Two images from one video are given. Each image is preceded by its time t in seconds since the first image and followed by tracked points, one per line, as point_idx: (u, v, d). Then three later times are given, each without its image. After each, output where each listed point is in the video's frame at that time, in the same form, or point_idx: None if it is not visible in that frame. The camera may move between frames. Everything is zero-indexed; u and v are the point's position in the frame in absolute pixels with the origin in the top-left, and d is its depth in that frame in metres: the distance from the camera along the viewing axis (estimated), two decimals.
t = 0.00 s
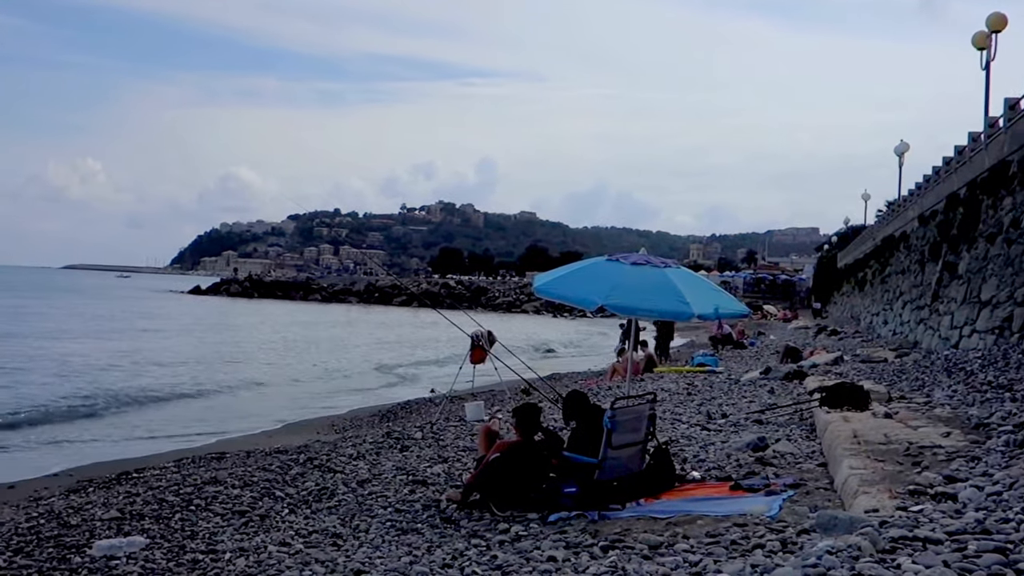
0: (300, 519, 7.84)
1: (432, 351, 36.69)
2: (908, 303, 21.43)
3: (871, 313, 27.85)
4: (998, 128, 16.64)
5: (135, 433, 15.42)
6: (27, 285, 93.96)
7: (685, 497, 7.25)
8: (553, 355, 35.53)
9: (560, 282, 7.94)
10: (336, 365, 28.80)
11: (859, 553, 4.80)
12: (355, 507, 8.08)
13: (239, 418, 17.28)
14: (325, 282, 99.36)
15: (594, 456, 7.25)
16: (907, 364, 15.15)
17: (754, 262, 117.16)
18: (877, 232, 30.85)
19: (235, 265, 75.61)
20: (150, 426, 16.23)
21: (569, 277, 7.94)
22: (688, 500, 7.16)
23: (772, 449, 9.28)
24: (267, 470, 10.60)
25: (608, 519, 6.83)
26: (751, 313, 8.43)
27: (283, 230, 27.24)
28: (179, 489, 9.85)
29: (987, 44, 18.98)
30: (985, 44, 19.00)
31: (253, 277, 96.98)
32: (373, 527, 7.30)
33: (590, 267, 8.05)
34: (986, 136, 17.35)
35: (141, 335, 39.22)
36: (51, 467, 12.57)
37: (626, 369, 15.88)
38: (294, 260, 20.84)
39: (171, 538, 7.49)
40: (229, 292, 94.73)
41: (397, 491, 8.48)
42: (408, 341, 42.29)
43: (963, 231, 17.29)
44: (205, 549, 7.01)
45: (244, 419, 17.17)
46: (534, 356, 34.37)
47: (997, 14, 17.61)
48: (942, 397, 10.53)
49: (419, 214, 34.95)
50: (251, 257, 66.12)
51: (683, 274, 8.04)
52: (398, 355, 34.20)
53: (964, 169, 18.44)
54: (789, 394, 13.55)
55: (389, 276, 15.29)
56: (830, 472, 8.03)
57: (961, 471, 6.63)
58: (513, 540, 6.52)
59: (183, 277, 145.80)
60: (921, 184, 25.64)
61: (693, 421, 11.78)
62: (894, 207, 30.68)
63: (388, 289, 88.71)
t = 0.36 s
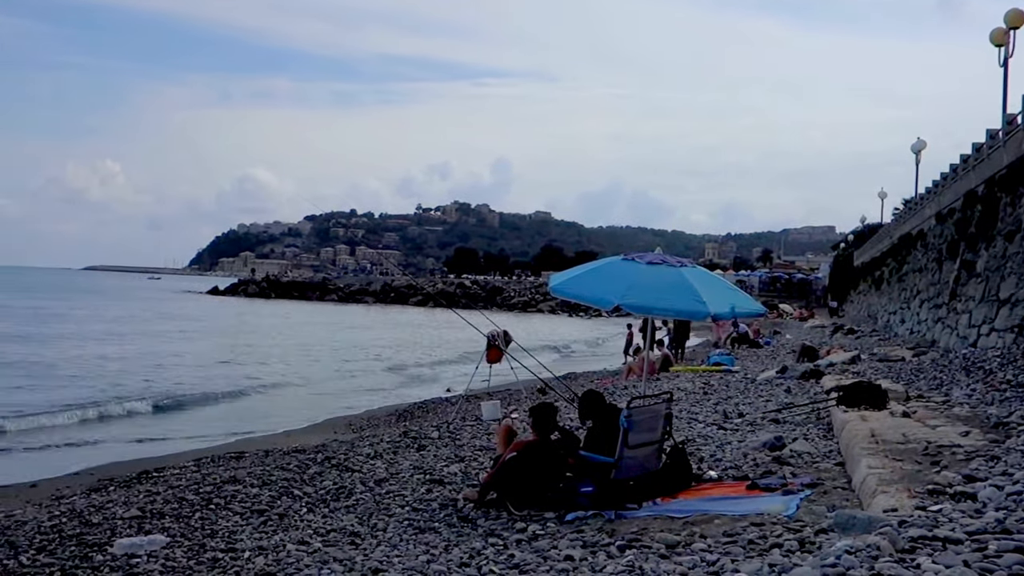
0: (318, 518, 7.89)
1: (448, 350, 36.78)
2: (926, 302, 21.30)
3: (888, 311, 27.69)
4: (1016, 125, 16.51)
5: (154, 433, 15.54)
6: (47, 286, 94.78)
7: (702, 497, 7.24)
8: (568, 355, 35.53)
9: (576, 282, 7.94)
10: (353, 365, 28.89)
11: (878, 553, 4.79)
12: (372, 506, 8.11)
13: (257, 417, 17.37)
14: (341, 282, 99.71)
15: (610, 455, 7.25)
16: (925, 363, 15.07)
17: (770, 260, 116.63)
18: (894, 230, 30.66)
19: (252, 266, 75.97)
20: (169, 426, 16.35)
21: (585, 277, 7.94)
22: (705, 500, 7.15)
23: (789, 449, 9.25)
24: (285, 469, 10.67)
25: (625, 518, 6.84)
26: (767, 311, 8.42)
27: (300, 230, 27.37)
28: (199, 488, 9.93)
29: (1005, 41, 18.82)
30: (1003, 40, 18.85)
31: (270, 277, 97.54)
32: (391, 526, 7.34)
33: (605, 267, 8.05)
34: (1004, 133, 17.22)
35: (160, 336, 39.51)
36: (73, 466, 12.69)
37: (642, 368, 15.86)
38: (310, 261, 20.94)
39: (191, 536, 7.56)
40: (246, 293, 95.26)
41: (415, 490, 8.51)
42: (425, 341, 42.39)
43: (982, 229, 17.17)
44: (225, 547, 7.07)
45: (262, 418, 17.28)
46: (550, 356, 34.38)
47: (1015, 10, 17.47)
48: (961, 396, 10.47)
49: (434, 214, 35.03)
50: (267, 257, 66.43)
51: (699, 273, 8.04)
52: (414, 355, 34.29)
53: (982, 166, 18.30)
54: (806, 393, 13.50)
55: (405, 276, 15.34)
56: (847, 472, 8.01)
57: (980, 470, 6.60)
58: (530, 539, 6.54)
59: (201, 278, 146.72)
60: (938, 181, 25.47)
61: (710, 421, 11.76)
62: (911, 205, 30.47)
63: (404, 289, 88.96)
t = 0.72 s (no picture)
0: (339, 517, 7.92)
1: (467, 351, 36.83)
2: (948, 301, 21.12)
3: (909, 311, 27.48)
4: None
5: (176, 433, 15.66)
6: (72, 288, 95.83)
7: (723, 497, 7.22)
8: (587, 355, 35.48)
9: (595, 281, 7.92)
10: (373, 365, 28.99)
11: (903, 554, 4.76)
12: (393, 506, 8.14)
13: (277, 417, 17.46)
14: (360, 282, 100.13)
15: (630, 455, 7.23)
16: (947, 363, 14.94)
17: (789, 259, 115.98)
18: (915, 229, 30.40)
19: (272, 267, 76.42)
20: (190, 426, 16.46)
21: (603, 277, 7.92)
22: (726, 500, 7.12)
23: (810, 449, 9.20)
24: (306, 468, 10.72)
25: (645, 518, 6.83)
26: (787, 311, 8.38)
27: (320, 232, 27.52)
28: (222, 488, 10.00)
29: None
30: None
31: (290, 278, 98.17)
32: (412, 525, 7.36)
33: (624, 266, 8.03)
34: None
35: (182, 337, 39.84)
36: (97, 466, 12.81)
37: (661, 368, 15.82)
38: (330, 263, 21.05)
39: (214, 535, 7.61)
40: (266, 294, 95.92)
41: (435, 490, 8.53)
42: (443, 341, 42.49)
43: (1004, 227, 17.01)
44: (248, 547, 7.11)
45: (283, 418, 17.36)
46: (569, 356, 34.35)
47: None
48: (984, 396, 10.37)
49: (452, 215, 35.10)
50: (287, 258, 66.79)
51: (718, 272, 8.01)
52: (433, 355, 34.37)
53: (1005, 164, 18.12)
54: (827, 393, 13.40)
55: (423, 277, 15.38)
56: (869, 473, 7.95)
57: (1005, 471, 6.53)
58: (550, 539, 6.54)
59: (221, 280, 147.51)
60: (959, 179, 25.26)
61: (730, 421, 11.71)
62: (933, 203, 30.23)
63: (423, 290, 89.20)
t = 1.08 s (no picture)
0: (364, 517, 7.95)
1: (488, 351, 36.88)
2: (974, 300, 20.89)
3: (935, 310, 27.18)
4: None
5: (201, 433, 15.79)
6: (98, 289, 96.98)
7: (747, 498, 7.19)
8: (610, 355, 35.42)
9: (618, 282, 7.91)
10: (396, 366, 29.12)
11: (932, 556, 4.71)
12: (417, 506, 8.16)
13: (301, 418, 17.56)
14: (382, 283, 100.55)
15: (654, 456, 7.21)
16: (974, 363, 14.78)
17: (812, 259, 115.19)
18: (940, 228, 30.09)
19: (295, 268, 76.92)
20: (216, 426, 16.60)
21: (626, 278, 7.91)
22: (751, 501, 7.09)
23: (835, 450, 9.13)
24: (331, 469, 10.77)
25: (669, 519, 6.81)
26: (812, 310, 8.34)
27: (342, 233, 27.66)
28: (248, 487, 10.06)
29: None
30: None
31: (314, 280, 98.84)
32: (436, 525, 7.38)
33: (647, 266, 8.01)
34: None
35: (207, 337, 40.17)
36: (124, 466, 12.94)
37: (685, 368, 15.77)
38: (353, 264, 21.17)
39: (240, 534, 7.66)
40: (290, 295, 96.60)
41: (458, 490, 8.55)
42: (465, 342, 42.56)
43: None
44: (274, 546, 7.15)
45: (306, 418, 17.46)
46: (591, 357, 34.29)
47: None
48: (1013, 397, 10.23)
49: (474, 216, 35.18)
50: (309, 260, 67.17)
51: (741, 272, 7.98)
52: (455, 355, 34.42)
53: None
54: (851, 393, 13.30)
55: (446, 278, 15.43)
56: (896, 474, 7.87)
57: None
58: (574, 540, 6.54)
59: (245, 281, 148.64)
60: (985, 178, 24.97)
61: (754, 421, 11.64)
62: (958, 202, 29.92)
63: (445, 291, 89.40)
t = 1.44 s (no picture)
0: (391, 518, 7.98)
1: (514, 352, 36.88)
2: (1005, 300, 20.58)
3: (965, 310, 26.83)
4: None
5: (229, 434, 15.94)
6: (128, 292, 98.17)
7: (775, 499, 7.14)
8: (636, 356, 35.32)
9: (643, 283, 7.88)
10: (422, 367, 29.20)
11: (964, 560, 4.66)
12: (444, 507, 8.19)
13: (328, 419, 17.67)
14: (407, 285, 100.87)
15: (681, 457, 7.19)
16: (1006, 364, 14.57)
17: (839, 259, 114.16)
18: (970, 227, 29.69)
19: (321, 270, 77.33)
20: (244, 427, 16.75)
21: (651, 278, 7.89)
22: (778, 503, 7.05)
23: (864, 451, 9.05)
24: (358, 469, 10.82)
25: (697, 520, 6.78)
26: (839, 311, 8.28)
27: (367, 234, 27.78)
28: (276, 488, 10.14)
29: None
30: None
31: (339, 281, 99.43)
32: (463, 526, 7.40)
33: (673, 267, 7.98)
34: None
35: (236, 339, 40.51)
36: (153, 466, 13.08)
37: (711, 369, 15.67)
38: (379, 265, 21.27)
39: (269, 535, 7.73)
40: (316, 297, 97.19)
41: (485, 491, 8.56)
42: (490, 343, 42.60)
43: None
44: (302, 547, 7.21)
45: (333, 419, 17.56)
46: (616, 358, 34.19)
47: None
48: None
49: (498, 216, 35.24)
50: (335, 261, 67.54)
51: (768, 273, 7.93)
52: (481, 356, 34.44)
53: None
54: (880, 394, 13.17)
55: (471, 279, 15.45)
56: (926, 476, 7.79)
57: None
58: (601, 541, 6.53)
59: (272, 282, 149.80)
60: (1016, 176, 24.60)
61: (781, 422, 11.57)
62: (988, 201, 29.57)
63: (469, 292, 89.52)
